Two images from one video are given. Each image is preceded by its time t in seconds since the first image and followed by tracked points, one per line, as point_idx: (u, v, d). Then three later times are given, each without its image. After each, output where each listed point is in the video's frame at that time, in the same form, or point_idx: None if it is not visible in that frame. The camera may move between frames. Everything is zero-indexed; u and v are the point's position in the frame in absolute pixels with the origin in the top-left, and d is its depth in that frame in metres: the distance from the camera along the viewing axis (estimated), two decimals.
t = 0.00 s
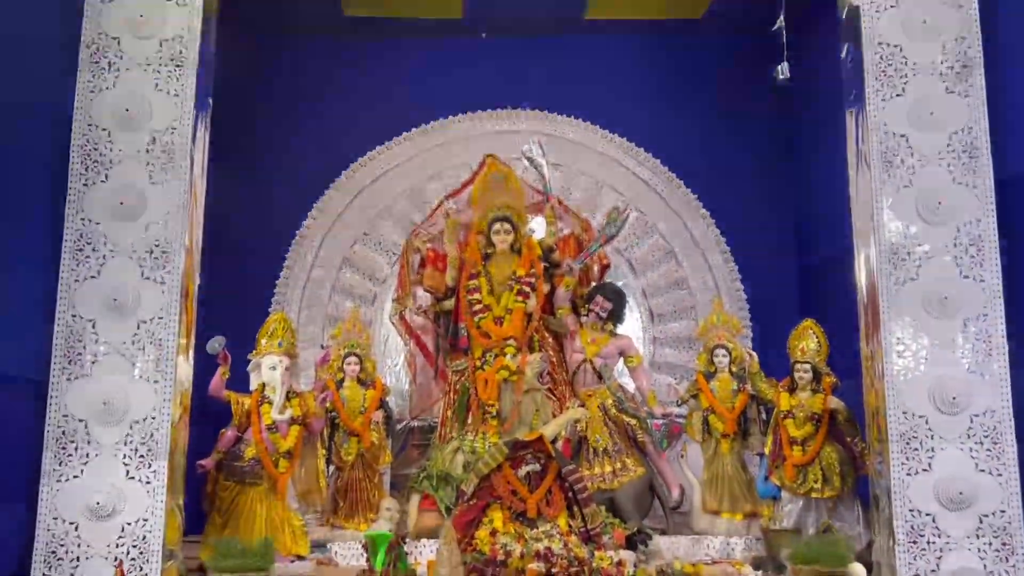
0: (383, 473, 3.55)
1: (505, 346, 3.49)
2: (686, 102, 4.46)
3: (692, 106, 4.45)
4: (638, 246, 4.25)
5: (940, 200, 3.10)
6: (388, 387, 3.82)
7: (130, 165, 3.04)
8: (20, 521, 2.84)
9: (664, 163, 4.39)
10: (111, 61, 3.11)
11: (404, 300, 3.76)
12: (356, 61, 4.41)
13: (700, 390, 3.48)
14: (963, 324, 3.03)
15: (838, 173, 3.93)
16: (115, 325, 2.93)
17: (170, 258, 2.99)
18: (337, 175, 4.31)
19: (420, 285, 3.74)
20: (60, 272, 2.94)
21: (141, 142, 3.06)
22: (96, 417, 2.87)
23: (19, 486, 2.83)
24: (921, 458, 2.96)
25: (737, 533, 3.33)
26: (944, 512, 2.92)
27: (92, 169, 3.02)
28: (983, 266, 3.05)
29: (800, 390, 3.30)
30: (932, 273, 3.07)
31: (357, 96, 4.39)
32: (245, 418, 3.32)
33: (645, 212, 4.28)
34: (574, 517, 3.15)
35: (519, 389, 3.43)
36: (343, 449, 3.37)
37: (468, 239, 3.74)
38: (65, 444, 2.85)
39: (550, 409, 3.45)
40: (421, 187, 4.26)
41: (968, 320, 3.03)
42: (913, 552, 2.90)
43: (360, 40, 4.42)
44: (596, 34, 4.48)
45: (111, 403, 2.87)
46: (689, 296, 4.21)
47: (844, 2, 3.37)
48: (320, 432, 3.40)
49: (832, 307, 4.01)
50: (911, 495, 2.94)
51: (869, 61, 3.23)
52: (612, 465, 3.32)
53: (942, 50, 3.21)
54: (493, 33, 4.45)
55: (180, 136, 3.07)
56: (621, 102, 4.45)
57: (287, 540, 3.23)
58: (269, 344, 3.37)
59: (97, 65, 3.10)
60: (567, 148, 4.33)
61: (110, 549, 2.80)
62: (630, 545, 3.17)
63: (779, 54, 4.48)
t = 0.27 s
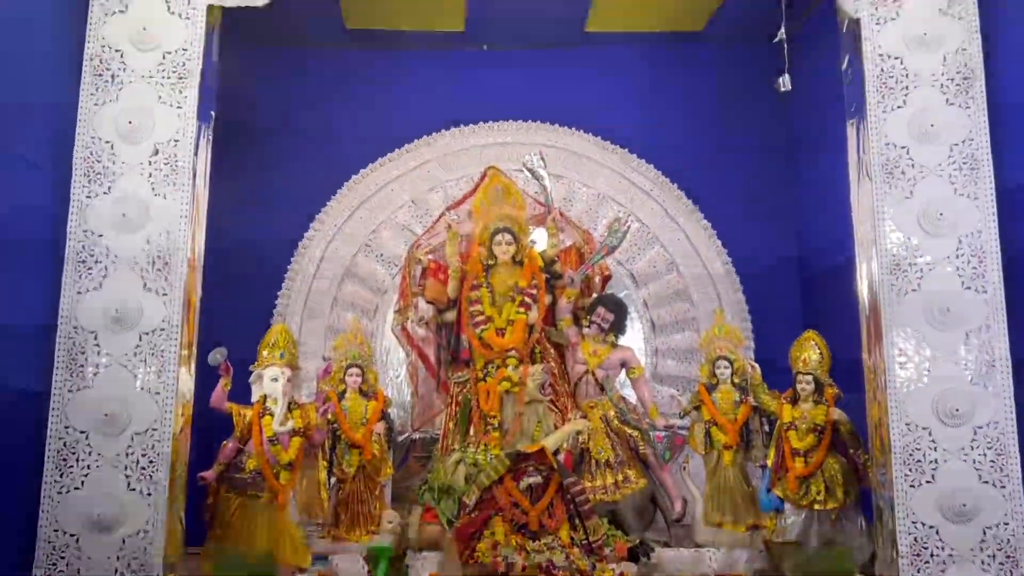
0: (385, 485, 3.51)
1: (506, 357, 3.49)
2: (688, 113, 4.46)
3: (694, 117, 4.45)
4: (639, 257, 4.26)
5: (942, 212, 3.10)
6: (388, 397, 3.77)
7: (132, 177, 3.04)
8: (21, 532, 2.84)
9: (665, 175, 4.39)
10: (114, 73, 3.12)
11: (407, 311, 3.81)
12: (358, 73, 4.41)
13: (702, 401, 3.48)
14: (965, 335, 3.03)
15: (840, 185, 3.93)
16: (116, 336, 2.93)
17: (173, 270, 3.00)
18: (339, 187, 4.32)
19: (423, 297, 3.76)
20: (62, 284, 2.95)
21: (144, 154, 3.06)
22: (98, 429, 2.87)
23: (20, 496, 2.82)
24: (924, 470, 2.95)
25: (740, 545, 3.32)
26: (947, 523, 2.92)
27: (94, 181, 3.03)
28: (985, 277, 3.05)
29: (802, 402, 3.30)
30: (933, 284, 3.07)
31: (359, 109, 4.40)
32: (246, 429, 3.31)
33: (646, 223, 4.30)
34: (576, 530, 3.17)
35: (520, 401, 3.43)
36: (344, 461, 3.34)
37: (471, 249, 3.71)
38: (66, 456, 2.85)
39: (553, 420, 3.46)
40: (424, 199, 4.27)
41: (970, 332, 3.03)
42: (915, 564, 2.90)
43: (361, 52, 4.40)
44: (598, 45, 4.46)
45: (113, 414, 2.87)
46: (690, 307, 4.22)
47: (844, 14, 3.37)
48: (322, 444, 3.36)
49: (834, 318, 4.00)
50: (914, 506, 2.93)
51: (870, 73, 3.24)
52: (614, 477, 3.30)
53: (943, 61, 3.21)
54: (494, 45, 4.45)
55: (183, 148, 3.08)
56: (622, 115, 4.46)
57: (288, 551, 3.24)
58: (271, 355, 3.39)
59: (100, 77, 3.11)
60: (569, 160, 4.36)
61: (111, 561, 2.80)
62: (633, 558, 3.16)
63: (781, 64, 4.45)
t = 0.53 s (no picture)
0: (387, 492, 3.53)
1: (508, 364, 3.47)
2: (688, 121, 4.47)
3: (695, 124, 4.47)
4: (641, 263, 4.25)
5: (944, 217, 3.10)
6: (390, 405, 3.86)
7: (134, 184, 3.05)
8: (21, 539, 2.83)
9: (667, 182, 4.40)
10: (117, 81, 3.13)
11: (407, 317, 3.79)
12: (359, 81, 4.43)
13: (704, 408, 3.47)
14: (967, 341, 3.02)
15: (840, 192, 3.93)
16: (118, 343, 2.94)
17: (174, 277, 3.00)
18: (340, 194, 4.32)
19: (424, 303, 3.76)
20: (64, 290, 2.95)
21: (145, 161, 3.07)
22: (99, 436, 2.87)
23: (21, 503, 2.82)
24: (926, 477, 2.95)
25: (740, 552, 3.37)
26: (949, 530, 2.91)
27: (96, 188, 3.04)
28: (986, 283, 3.05)
29: (804, 409, 3.29)
30: (935, 290, 3.07)
31: (360, 116, 4.41)
32: (247, 437, 3.27)
33: (647, 229, 4.28)
34: (577, 537, 3.15)
35: (522, 408, 3.40)
36: (346, 468, 3.38)
37: (472, 256, 3.71)
38: (67, 463, 2.85)
39: (554, 427, 3.44)
40: (425, 205, 4.27)
41: (972, 338, 3.02)
42: (918, 571, 2.88)
43: (362, 60, 4.43)
44: (598, 53, 4.49)
45: (114, 421, 2.87)
46: (691, 313, 4.21)
47: (844, 21, 3.38)
48: (323, 451, 3.36)
49: (835, 324, 4.00)
50: (916, 513, 2.93)
51: (871, 80, 3.24)
52: (616, 484, 3.31)
53: (943, 68, 3.22)
54: (495, 52, 4.47)
55: (185, 155, 3.09)
56: (623, 122, 4.47)
57: (289, 560, 3.21)
58: (272, 362, 3.34)
59: (102, 85, 3.12)
60: (570, 167, 4.34)
61: (111, 568, 2.79)
62: (634, 565, 3.18)
63: (781, 74, 4.50)
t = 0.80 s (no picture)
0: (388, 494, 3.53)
1: (508, 365, 3.45)
2: (689, 122, 4.47)
3: (696, 125, 4.47)
4: (642, 265, 4.25)
5: (944, 218, 3.10)
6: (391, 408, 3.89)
7: (134, 185, 3.05)
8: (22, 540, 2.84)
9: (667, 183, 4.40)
10: (117, 83, 3.13)
11: (408, 319, 3.81)
12: (359, 83, 4.44)
13: (705, 410, 3.46)
14: (968, 343, 3.02)
15: (841, 194, 3.93)
16: (118, 345, 2.94)
17: (175, 279, 3.00)
18: (341, 195, 4.32)
19: (425, 304, 3.76)
20: (65, 292, 2.96)
21: (146, 163, 3.07)
22: (101, 438, 2.87)
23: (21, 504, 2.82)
24: (927, 478, 2.95)
25: (742, 554, 3.32)
26: (951, 531, 2.90)
27: (97, 190, 3.05)
28: (986, 284, 3.05)
29: (805, 410, 3.28)
30: (936, 291, 3.07)
31: (360, 118, 4.41)
32: (248, 438, 3.26)
33: (648, 231, 4.29)
34: (578, 537, 3.12)
35: (522, 409, 3.38)
36: (347, 469, 3.39)
37: (472, 257, 3.71)
38: (68, 465, 2.85)
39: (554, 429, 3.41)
40: (425, 207, 4.27)
41: (973, 339, 3.02)
42: (919, 572, 2.88)
43: (362, 61, 4.44)
44: (598, 55, 4.50)
45: (115, 423, 2.87)
46: (692, 314, 4.21)
47: (844, 22, 3.38)
48: (324, 452, 3.33)
49: (837, 325, 4.00)
50: (917, 515, 2.93)
51: (871, 80, 3.24)
52: (617, 485, 3.31)
53: (943, 69, 3.22)
54: (495, 54, 4.47)
55: (185, 157, 3.09)
56: (623, 123, 4.47)
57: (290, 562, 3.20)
58: (273, 363, 3.33)
59: (103, 87, 3.13)
60: (570, 168, 4.35)
61: (112, 570, 2.79)
62: (635, 566, 3.16)
63: (783, 76, 4.50)
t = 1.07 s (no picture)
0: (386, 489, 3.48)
1: (509, 362, 3.46)
2: (690, 118, 4.47)
3: (697, 121, 4.47)
4: (643, 261, 4.25)
5: (945, 215, 3.11)
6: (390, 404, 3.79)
7: (135, 182, 3.05)
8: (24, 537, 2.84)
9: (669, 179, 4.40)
10: (118, 79, 3.13)
11: (409, 316, 3.80)
12: (360, 79, 4.43)
13: (706, 406, 3.46)
14: (969, 339, 3.02)
15: (842, 190, 3.93)
16: (119, 341, 2.94)
17: (176, 276, 3.00)
18: (342, 192, 4.32)
19: (426, 301, 3.75)
20: (66, 289, 2.96)
21: (147, 160, 3.07)
22: (102, 435, 2.87)
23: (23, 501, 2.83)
24: (927, 474, 2.95)
25: (742, 549, 3.35)
26: (951, 528, 2.91)
27: (97, 187, 3.04)
28: (987, 280, 3.04)
29: (806, 406, 3.29)
30: (937, 288, 3.07)
31: (360, 114, 4.40)
32: (249, 435, 3.29)
33: (648, 227, 4.28)
34: (579, 534, 3.14)
35: (524, 406, 3.40)
36: (347, 466, 3.37)
37: (472, 253, 3.69)
38: (69, 462, 2.85)
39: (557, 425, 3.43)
40: (426, 203, 4.27)
41: (974, 336, 3.02)
42: (920, 568, 2.89)
43: (362, 58, 4.43)
44: (598, 51, 4.49)
45: (116, 420, 2.87)
46: (693, 311, 4.20)
47: (846, 17, 3.37)
48: (325, 449, 3.35)
49: (838, 321, 3.99)
50: (918, 511, 2.93)
51: (873, 76, 3.24)
52: (618, 482, 3.28)
53: (946, 65, 3.21)
54: (497, 50, 4.46)
55: (186, 154, 3.09)
56: (624, 118, 4.46)
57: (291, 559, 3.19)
58: (274, 360, 3.37)
59: (104, 83, 3.12)
60: (571, 164, 4.34)
61: (114, 567, 2.80)
62: (636, 562, 3.09)
63: (783, 71, 4.49)
